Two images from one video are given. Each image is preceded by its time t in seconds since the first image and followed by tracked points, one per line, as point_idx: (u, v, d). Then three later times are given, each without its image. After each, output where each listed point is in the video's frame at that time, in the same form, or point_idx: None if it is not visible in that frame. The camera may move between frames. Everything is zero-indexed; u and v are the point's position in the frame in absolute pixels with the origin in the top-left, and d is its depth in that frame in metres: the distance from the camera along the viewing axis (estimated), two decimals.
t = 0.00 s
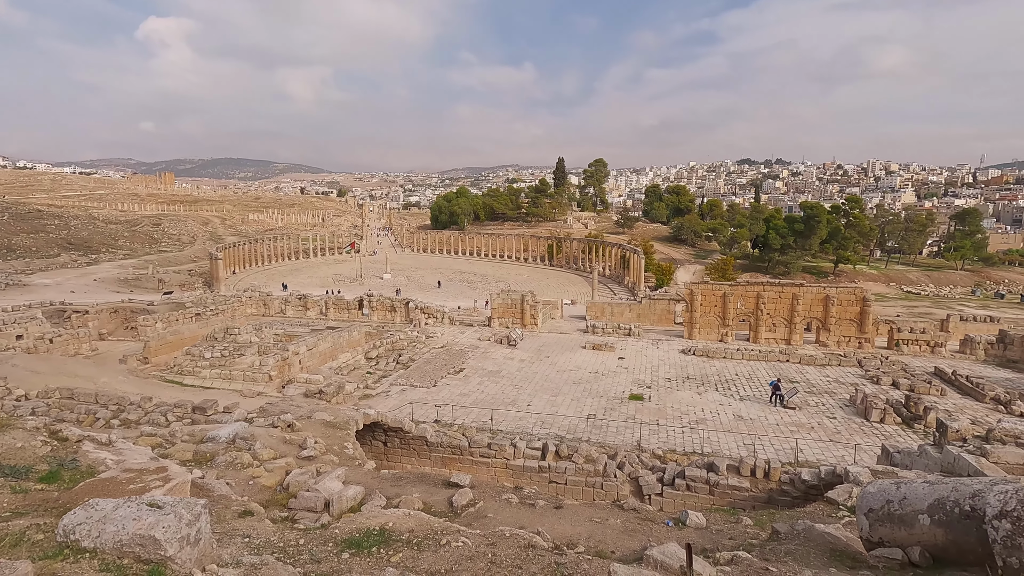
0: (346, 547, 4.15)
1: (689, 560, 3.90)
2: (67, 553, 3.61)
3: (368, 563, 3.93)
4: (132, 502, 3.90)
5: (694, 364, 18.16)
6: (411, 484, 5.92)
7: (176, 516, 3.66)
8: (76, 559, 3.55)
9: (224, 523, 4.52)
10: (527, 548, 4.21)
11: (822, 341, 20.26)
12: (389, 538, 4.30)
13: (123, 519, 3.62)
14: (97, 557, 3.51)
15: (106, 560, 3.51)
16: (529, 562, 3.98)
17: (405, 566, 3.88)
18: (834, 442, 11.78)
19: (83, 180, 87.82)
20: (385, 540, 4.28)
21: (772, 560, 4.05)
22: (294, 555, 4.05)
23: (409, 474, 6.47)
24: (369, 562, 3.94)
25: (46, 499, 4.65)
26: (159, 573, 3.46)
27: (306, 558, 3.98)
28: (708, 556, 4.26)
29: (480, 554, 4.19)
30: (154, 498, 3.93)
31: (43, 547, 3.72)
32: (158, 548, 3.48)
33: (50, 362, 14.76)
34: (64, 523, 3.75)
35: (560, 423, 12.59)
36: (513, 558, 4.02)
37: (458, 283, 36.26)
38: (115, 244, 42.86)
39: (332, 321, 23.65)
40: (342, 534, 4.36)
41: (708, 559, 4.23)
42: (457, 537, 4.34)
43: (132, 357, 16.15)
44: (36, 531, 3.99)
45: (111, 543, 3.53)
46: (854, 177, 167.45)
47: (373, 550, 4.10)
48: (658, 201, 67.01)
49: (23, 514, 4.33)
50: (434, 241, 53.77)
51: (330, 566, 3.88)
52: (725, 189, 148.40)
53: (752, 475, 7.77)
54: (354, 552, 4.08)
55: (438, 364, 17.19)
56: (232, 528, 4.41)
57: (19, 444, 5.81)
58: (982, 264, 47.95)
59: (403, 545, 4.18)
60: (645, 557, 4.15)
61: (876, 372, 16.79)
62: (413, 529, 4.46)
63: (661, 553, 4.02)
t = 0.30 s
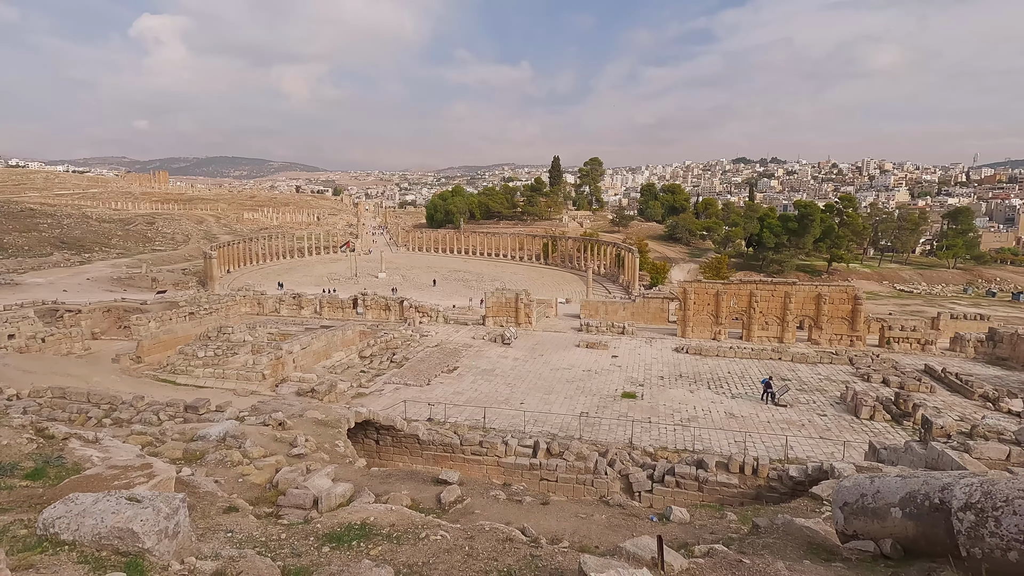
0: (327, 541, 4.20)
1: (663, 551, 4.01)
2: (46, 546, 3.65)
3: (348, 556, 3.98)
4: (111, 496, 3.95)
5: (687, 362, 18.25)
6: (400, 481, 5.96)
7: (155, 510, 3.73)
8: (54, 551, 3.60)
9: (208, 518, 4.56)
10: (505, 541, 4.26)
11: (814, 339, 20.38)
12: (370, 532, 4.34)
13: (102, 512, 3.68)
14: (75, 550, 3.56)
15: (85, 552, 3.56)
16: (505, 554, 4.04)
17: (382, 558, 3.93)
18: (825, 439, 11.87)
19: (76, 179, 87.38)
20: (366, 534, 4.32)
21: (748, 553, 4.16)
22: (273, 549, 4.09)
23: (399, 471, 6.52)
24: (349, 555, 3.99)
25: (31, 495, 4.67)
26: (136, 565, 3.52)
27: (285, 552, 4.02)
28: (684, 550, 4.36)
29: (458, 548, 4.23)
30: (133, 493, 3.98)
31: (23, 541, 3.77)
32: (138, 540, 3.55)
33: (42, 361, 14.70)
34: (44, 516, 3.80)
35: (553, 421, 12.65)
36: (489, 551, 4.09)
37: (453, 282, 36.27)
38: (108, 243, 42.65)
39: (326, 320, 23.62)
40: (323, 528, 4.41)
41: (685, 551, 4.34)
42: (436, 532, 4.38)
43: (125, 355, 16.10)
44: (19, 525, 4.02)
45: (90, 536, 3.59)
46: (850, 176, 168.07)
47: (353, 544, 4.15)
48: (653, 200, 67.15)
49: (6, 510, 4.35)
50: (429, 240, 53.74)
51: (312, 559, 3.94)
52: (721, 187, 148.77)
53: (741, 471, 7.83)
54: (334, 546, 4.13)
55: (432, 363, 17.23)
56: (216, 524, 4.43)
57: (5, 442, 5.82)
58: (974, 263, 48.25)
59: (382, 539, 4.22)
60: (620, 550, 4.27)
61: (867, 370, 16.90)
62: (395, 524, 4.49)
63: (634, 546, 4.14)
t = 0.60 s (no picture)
0: (309, 542, 4.23)
1: (639, 551, 4.08)
2: (26, 546, 3.67)
3: (330, 556, 4.02)
4: (92, 498, 3.98)
5: (681, 363, 18.32)
6: (390, 483, 5.99)
7: (135, 512, 3.76)
8: (34, 552, 3.62)
9: (193, 521, 4.58)
10: (485, 542, 4.30)
11: (808, 340, 20.49)
12: (353, 533, 4.37)
13: (83, 514, 3.71)
14: (55, 551, 3.59)
15: (64, 553, 3.59)
16: (485, 555, 4.07)
17: (363, 559, 3.97)
18: (816, 440, 11.95)
19: (71, 180, 86.97)
20: (349, 535, 4.36)
21: (728, 552, 4.23)
22: (256, 550, 4.12)
23: (390, 473, 6.55)
24: (330, 556, 4.01)
25: (18, 497, 4.69)
26: (116, 566, 3.55)
27: (267, 553, 4.06)
28: (663, 550, 4.43)
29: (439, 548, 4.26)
30: (114, 495, 4.01)
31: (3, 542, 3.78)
32: (117, 542, 3.59)
33: (36, 363, 14.68)
34: (24, 519, 3.82)
35: (547, 422, 12.70)
36: (469, 551, 4.12)
37: (449, 283, 36.29)
38: (103, 244, 42.51)
39: (321, 322, 23.62)
40: (306, 530, 4.45)
41: (664, 551, 4.41)
42: (418, 533, 4.41)
43: (119, 358, 16.10)
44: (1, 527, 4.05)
45: (71, 537, 3.62)
46: (846, 176, 168.54)
47: (335, 545, 4.18)
48: (649, 201, 67.30)
49: None
50: (426, 241, 53.77)
51: (293, 560, 3.97)
52: (718, 188, 149.22)
53: (731, 472, 7.89)
54: (316, 546, 4.16)
55: (427, 364, 17.26)
56: (202, 526, 4.47)
57: None
58: (967, 263, 48.55)
59: (363, 540, 4.25)
60: (598, 549, 4.33)
61: (860, 371, 17.00)
62: (378, 525, 4.52)
63: (610, 545, 4.20)
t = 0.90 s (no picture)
0: (293, 540, 4.27)
1: (617, 548, 4.13)
2: (9, 544, 3.69)
3: (313, 553, 4.05)
4: (76, 497, 4.01)
5: (675, 363, 18.39)
6: (381, 483, 6.04)
7: (118, 510, 3.80)
8: (17, 550, 3.64)
9: (180, 519, 4.61)
10: (468, 539, 4.35)
11: (801, 340, 20.59)
12: (337, 531, 4.41)
13: (66, 512, 3.75)
14: (38, 548, 3.61)
15: (47, 551, 3.61)
16: (465, 552, 4.12)
17: (346, 556, 4.01)
18: (808, 439, 12.03)
19: (65, 179, 86.55)
20: (334, 532, 4.40)
21: (709, 548, 4.29)
22: (241, 548, 4.15)
23: (381, 473, 6.58)
24: (314, 553, 4.05)
25: (7, 496, 4.72)
26: (99, 563, 3.58)
27: (252, 551, 4.09)
28: (646, 547, 4.49)
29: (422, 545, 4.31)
30: (97, 494, 4.04)
31: None
32: (100, 539, 3.62)
33: (28, 364, 14.63)
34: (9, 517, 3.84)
35: (541, 422, 12.74)
36: (450, 549, 4.15)
37: (445, 283, 36.30)
38: (98, 244, 42.33)
39: (317, 322, 23.60)
40: (291, 528, 4.48)
41: (645, 548, 4.47)
42: (402, 531, 4.45)
43: (113, 358, 16.05)
44: None
45: (54, 535, 3.64)
46: (841, 176, 169.03)
47: (319, 542, 4.22)
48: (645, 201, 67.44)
49: None
50: (422, 240, 53.73)
51: (276, 557, 4.01)
52: (714, 188, 149.63)
53: (722, 471, 7.95)
54: (300, 544, 4.20)
55: (422, 364, 17.28)
56: (189, 524, 4.50)
57: None
58: (961, 263, 48.86)
59: (347, 538, 4.28)
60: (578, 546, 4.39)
61: (852, 370, 17.10)
62: (362, 523, 4.56)
63: (588, 543, 4.26)
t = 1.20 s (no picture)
0: (278, 537, 4.32)
1: (594, 543, 4.19)
2: None
3: (298, 549, 4.10)
4: (61, 495, 4.04)
5: (669, 362, 18.48)
6: (372, 481, 6.09)
7: (102, 507, 3.84)
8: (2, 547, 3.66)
9: (168, 517, 4.65)
10: (451, 535, 4.41)
11: (795, 339, 20.71)
12: (322, 528, 4.46)
13: (52, 509, 3.78)
14: (23, 544, 3.63)
15: (32, 546, 3.63)
16: (446, 547, 4.18)
17: (330, 552, 4.06)
18: (799, 438, 12.12)
19: (60, 179, 86.22)
20: (319, 529, 4.45)
21: (691, 544, 4.36)
22: (226, 545, 4.20)
23: (373, 472, 6.63)
24: (298, 549, 4.10)
25: None
26: (84, 557, 3.62)
27: (237, 547, 4.14)
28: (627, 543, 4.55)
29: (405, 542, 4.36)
30: (83, 492, 4.07)
31: None
32: (85, 535, 3.66)
33: (22, 364, 14.60)
34: None
35: (534, 421, 12.80)
36: (432, 544, 4.21)
37: (440, 283, 36.32)
38: (93, 244, 42.18)
39: (312, 322, 23.59)
40: (277, 525, 4.53)
41: (626, 544, 4.53)
42: (386, 528, 4.50)
43: (107, 358, 16.03)
44: None
45: (38, 531, 3.67)
46: (837, 176, 169.44)
47: (303, 539, 4.27)
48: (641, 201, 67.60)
49: None
50: (418, 240, 53.71)
51: (260, 552, 4.06)
52: (710, 188, 150.04)
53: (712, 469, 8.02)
54: (285, 541, 4.25)
55: (417, 364, 17.32)
56: (177, 522, 4.54)
57: None
58: (955, 263, 49.12)
59: (332, 535, 4.33)
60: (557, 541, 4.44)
61: (845, 369, 17.22)
62: (347, 521, 4.61)
63: (566, 538, 4.31)
